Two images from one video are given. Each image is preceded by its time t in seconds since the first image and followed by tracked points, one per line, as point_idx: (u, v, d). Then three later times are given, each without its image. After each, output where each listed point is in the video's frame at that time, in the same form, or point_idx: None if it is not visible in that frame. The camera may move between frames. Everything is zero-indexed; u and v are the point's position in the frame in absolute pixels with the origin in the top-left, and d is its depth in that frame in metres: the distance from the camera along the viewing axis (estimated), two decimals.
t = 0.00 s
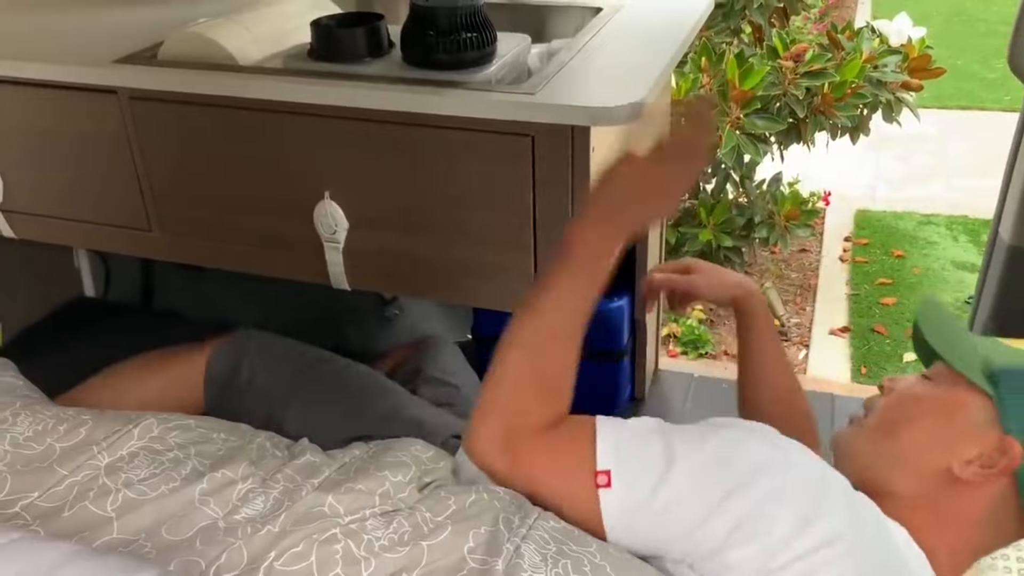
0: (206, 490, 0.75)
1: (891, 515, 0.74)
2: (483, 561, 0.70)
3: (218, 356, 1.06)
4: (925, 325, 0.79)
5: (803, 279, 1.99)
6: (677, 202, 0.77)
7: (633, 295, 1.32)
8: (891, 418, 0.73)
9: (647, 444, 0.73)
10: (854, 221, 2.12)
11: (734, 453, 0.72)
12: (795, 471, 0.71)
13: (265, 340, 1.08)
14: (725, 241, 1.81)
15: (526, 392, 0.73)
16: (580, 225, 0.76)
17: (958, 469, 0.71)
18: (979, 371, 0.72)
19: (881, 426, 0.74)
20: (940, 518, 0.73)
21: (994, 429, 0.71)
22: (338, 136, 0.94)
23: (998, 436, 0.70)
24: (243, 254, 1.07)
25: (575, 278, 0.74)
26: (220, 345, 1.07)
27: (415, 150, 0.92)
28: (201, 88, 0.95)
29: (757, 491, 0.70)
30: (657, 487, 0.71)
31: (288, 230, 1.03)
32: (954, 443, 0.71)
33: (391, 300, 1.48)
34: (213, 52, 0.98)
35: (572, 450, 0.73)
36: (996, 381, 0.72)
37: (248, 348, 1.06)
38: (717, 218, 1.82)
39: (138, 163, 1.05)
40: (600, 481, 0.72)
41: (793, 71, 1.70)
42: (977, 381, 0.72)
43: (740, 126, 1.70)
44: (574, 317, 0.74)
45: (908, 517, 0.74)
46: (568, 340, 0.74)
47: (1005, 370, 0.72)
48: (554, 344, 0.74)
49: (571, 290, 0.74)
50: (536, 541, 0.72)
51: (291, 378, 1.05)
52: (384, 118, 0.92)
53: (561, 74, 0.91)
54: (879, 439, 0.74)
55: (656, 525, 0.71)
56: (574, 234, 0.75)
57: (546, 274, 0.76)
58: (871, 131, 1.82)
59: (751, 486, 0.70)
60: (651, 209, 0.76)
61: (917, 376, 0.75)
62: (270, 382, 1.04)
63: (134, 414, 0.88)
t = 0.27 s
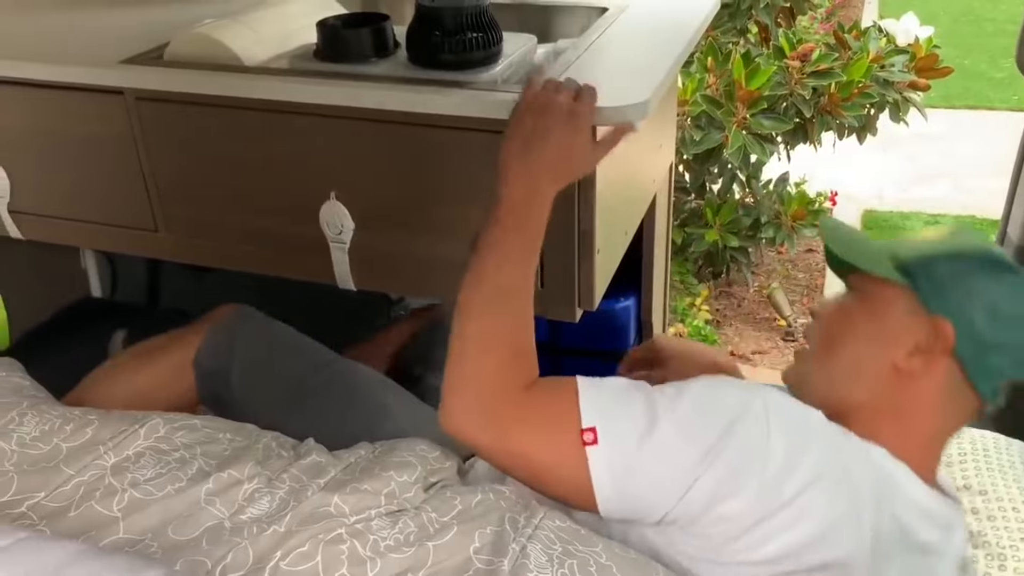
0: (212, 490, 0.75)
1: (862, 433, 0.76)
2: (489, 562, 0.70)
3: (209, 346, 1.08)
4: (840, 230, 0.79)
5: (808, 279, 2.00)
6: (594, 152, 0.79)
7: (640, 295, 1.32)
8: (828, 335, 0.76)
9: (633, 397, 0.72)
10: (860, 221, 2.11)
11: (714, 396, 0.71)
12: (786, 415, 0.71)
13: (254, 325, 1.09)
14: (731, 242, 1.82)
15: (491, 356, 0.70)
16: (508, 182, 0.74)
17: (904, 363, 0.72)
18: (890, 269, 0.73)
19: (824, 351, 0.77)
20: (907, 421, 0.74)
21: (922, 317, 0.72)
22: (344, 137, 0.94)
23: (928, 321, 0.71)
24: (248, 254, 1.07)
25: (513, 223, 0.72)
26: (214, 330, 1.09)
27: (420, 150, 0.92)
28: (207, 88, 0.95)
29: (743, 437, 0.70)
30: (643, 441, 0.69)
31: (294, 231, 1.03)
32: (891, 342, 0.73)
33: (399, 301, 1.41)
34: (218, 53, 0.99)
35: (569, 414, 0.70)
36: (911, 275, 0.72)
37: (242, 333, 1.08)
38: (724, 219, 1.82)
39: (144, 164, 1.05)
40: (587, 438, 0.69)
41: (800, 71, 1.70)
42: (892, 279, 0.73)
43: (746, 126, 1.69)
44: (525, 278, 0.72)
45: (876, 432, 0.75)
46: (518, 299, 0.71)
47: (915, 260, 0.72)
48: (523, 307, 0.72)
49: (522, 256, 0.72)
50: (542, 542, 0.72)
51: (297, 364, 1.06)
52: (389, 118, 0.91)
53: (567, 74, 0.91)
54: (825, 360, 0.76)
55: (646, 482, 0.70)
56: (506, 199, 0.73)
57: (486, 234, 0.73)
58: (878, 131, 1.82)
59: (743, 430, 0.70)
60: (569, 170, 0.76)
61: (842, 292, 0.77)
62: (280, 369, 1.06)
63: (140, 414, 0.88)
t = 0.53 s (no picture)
0: (222, 489, 0.75)
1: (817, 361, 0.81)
2: (499, 561, 0.70)
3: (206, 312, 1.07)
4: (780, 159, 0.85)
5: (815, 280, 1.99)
6: (607, 152, 0.81)
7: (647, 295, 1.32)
8: (785, 262, 0.81)
9: (621, 375, 0.75)
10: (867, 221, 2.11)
11: (699, 367, 0.74)
12: (775, 379, 0.75)
13: (254, 286, 1.05)
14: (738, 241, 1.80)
15: (498, 353, 0.76)
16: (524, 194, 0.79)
17: (861, 290, 0.79)
18: (840, 194, 0.80)
19: (779, 277, 0.82)
20: (860, 345, 0.80)
21: (875, 243, 0.79)
22: (351, 137, 0.94)
23: (884, 248, 0.78)
24: (256, 254, 1.07)
25: (523, 235, 0.78)
26: (209, 296, 1.07)
27: (427, 150, 0.92)
28: (215, 88, 0.95)
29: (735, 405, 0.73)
30: (633, 418, 0.72)
31: (301, 231, 1.03)
32: (847, 272, 0.79)
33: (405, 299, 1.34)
34: (226, 54, 0.99)
35: (557, 399, 0.74)
36: (863, 204, 0.79)
37: (240, 300, 1.05)
38: (731, 219, 1.82)
39: (152, 164, 1.05)
40: (578, 422, 0.72)
41: (807, 70, 1.69)
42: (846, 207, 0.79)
43: (754, 126, 1.69)
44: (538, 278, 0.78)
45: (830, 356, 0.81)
46: (530, 300, 0.78)
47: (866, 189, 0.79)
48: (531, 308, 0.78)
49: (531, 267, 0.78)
50: (552, 541, 0.72)
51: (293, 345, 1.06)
52: (396, 118, 0.91)
53: (574, 75, 0.90)
54: (780, 286, 0.81)
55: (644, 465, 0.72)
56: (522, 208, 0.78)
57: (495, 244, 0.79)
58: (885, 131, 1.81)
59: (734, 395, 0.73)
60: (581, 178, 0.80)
61: (788, 217, 0.83)
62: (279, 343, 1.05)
63: (149, 413, 0.88)
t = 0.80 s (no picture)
0: (226, 486, 0.75)
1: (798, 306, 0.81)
2: (501, 559, 0.70)
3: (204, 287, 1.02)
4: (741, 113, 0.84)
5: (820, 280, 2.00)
6: (611, 155, 0.81)
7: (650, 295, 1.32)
8: (754, 214, 0.81)
9: (612, 348, 0.75)
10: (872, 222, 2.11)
11: (685, 326, 0.74)
12: (762, 326, 0.75)
13: (254, 260, 0.99)
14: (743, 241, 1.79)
15: (505, 356, 0.75)
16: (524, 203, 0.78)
17: (831, 233, 0.78)
18: (801, 142, 0.79)
19: (750, 230, 0.81)
20: (833, 286, 0.80)
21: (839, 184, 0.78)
22: (354, 136, 0.94)
23: (847, 192, 0.78)
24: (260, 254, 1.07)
25: (526, 254, 0.77)
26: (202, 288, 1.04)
27: (431, 150, 0.92)
28: (219, 88, 0.95)
29: (728, 355, 0.73)
30: (636, 388, 0.72)
31: (305, 231, 1.03)
32: (816, 221, 0.78)
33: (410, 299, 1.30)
34: (231, 54, 0.99)
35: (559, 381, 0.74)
36: (824, 150, 0.78)
37: (236, 270, 0.99)
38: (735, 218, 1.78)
39: (157, 164, 1.06)
40: (585, 401, 0.73)
41: (812, 70, 1.69)
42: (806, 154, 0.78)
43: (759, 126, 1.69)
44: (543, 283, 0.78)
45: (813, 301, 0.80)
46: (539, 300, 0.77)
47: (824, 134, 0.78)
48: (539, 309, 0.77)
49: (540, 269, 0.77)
50: (554, 539, 0.72)
51: (308, 319, 1.00)
52: (400, 117, 0.92)
53: (577, 77, 0.90)
54: (750, 237, 0.81)
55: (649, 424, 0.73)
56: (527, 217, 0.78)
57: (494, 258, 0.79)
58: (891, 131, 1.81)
59: (726, 346, 0.73)
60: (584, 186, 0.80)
61: (752, 171, 0.83)
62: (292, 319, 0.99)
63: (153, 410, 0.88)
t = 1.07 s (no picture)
0: (235, 486, 0.75)
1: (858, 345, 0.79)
2: (511, 560, 0.70)
3: (173, 376, 1.00)
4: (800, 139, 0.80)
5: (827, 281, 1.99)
6: (621, 157, 0.81)
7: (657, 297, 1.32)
8: (817, 251, 0.78)
9: (662, 389, 0.78)
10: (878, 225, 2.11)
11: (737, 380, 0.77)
12: (815, 384, 0.78)
13: (207, 331, 0.99)
14: (749, 242, 1.79)
15: (539, 377, 0.77)
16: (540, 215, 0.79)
17: (896, 273, 0.76)
18: (866, 179, 0.75)
19: (813, 272, 0.78)
20: (893, 327, 0.78)
21: (907, 227, 0.75)
22: (363, 137, 0.95)
23: (913, 231, 0.75)
24: (268, 254, 1.07)
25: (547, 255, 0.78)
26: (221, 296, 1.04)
27: (439, 151, 0.92)
28: (228, 88, 0.95)
29: (779, 404, 0.77)
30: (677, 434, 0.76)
31: (314, 231, 1.03)
32: (881, 262, 0.76)
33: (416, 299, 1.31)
34: (240, 54, 0.99)
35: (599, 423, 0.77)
36: (892, 188, 0.75)
37: (206, 346, 0.99)
38: (742, 219, 1.81)
39: (166, 164, 1.06)
40: (627, 451, 0.77)
41: (819, 71, 1.69)
42: (874, 193, 0.75)
43: (766, 127, 1.69)
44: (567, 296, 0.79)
45: (871, 336, 0.79)
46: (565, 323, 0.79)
47: (892, 172, 0.75)
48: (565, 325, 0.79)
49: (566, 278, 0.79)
50: (564, 541, 0.72)
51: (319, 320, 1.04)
52: (409, 118, 0.92)
53: (587, 78, 0.90)
54: (811, 273, 0.78)
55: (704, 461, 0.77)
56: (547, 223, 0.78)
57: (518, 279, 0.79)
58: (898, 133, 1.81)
59: (776, 388, 0.77)
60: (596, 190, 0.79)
61: (814, 203, 0.79)
62: (280, 369, 1.00)
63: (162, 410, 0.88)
